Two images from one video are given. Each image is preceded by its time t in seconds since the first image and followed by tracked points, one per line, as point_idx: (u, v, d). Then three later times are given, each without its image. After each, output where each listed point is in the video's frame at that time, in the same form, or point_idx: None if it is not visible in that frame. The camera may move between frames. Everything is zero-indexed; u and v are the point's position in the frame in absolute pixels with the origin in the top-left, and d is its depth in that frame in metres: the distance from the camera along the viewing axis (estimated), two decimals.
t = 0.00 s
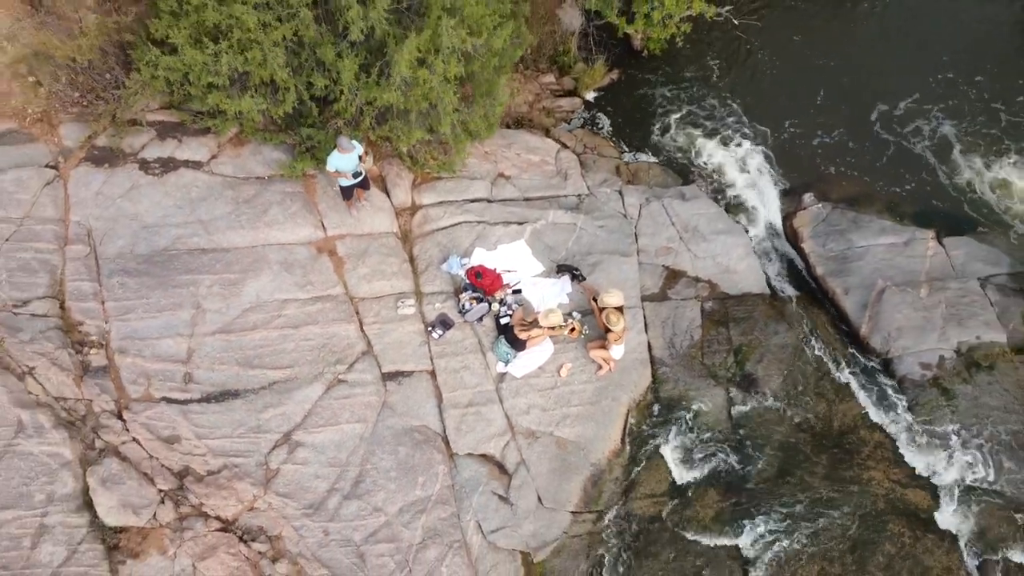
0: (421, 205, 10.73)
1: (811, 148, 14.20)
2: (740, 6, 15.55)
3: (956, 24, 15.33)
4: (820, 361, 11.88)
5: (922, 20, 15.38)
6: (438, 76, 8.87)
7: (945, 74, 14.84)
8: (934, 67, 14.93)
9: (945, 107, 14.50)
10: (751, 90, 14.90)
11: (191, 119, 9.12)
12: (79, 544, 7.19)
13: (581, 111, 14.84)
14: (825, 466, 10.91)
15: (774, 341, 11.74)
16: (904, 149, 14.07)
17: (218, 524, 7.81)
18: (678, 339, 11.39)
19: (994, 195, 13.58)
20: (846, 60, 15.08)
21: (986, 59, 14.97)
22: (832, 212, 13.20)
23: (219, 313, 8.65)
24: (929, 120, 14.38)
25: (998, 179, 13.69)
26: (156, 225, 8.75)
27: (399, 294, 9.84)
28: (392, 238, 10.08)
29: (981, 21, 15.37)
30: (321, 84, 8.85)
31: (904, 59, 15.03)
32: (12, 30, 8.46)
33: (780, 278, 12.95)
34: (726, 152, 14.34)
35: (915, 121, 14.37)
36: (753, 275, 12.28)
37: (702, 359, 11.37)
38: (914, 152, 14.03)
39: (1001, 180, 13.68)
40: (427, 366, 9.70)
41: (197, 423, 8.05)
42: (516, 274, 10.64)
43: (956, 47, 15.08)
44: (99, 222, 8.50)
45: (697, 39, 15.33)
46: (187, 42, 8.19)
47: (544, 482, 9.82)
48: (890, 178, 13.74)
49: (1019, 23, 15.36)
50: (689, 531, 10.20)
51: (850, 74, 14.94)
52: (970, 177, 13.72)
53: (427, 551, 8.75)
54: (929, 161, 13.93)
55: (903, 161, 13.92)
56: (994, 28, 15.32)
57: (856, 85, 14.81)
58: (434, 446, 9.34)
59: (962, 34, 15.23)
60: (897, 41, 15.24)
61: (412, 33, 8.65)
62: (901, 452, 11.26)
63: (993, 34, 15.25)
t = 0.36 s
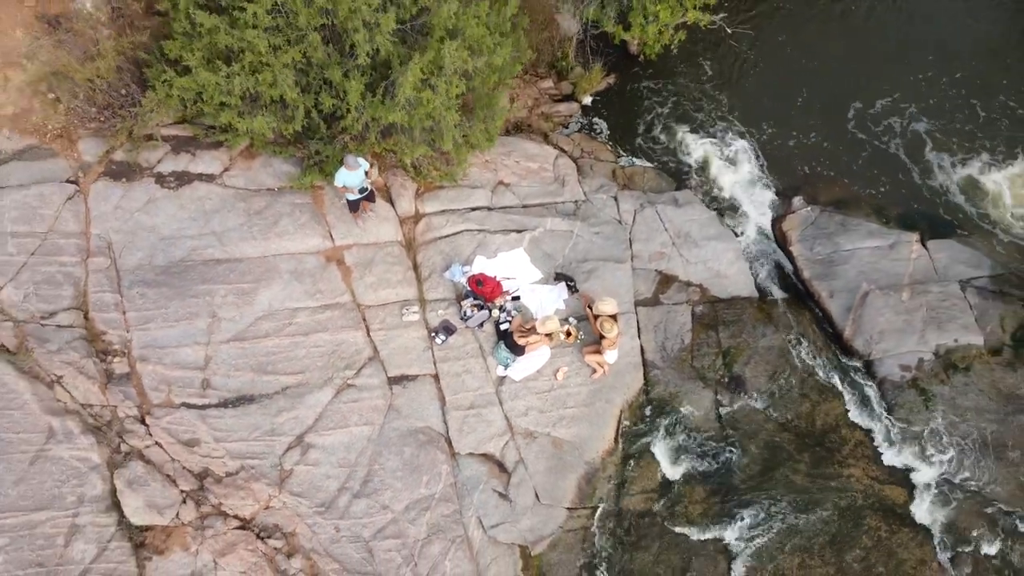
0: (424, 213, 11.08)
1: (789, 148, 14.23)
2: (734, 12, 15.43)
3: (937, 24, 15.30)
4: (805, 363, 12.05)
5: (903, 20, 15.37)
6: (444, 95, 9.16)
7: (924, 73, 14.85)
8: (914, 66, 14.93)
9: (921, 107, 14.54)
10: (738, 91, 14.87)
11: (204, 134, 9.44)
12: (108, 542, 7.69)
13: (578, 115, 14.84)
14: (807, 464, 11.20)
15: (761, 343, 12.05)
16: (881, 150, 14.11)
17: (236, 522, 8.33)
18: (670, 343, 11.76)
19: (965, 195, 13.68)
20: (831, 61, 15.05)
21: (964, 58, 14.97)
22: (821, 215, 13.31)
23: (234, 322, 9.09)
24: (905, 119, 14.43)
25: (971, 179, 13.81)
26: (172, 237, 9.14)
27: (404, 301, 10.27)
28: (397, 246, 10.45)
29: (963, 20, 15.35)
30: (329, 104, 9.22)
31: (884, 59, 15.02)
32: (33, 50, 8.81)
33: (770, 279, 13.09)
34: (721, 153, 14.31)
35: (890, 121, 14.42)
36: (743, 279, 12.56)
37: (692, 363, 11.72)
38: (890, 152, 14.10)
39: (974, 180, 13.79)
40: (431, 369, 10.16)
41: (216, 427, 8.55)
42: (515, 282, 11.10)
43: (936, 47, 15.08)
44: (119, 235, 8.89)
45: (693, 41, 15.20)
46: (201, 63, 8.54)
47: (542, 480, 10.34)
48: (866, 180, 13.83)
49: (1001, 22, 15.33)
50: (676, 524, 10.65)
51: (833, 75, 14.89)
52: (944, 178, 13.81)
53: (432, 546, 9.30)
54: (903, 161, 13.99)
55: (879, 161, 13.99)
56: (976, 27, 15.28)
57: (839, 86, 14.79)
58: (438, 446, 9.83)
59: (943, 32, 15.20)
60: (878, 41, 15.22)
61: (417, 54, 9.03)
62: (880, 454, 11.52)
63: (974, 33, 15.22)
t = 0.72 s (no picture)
0: (428, 218, 11.46)
1: (767, 147, 14.41)
2: (728, 16, 15.25)
3: (929, 16, 15.10)
4: (791, 362, 12.48)
5: (895, 13, 15.19)
6: (448, 110, 9.48)
7: (909, 69, 14.80)
8: (900, 62, 14.86)
9: (901, 104, 14.60)
10: (727, 88, 14.91)
11: (217, 144, 9.77)
12: (135, 536, 8.27)
13: (575, 119, 14.97)
14: (792, 459, 11.67)
15: (749, 342, 12.44)
16: (857, 148, 14.28)
17: (253, 517, 8.87)
18: (662, 344, 12.17)
19: (935, 193, 13.90)
20: (824, 58, 14.95)
21: (952, 53, 14.85)
22: (811, 216, 13.58)
23: (248, 326, 9.53)
24: (884, 116, 14.52)
25: (944, 177, 13.97)
26: (188, 245, 9.53)
27: (408, 305, 10.70)
28: (402, 252, 10.85)
29: (956, 13, 15.12)
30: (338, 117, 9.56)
31: (872, 55, 14.92)
32: (53, 63, 9.14)
33: (759, 279, 13.43)
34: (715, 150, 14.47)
35: (866, 116, 14.53)
36: (733, 280, 12.93)
37: (683, 362, 12.15)
38: (867, 150, 14.26)
39: (947, 178, 13.96)
40: (434, 369, 10.62)
41: (233, 427, 9.05)
42: (515, 285, 11.52)
43: (931, 44, 14.92)
44: (137, 243, 9.29)
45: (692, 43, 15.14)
46: (214, 80, 8.92)
47: (540, 475, 10.83)
48: (842, 180, 14.01)
49: (995, 16, 15.10)
50: (666, 516, 11.20)
51: (820, 72, 14.85)
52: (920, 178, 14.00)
53: (436, 538, 9.87)
54: (878, 160, 14.17)
55: (855, 159, 14.15)
56: (968, 21, 15.08)
57: (824, 83, 14.78)
58: (441, 443, 10.35)
59: (933, 27, 15.04)
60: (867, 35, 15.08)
61: (420, 71, 9.37)
62: (861, 452, 11.97)
63: (965, 27, 15.03)
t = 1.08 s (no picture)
0: (431, 222, 11.78)
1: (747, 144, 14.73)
2: (723, 19, 15.43)
3: (915, 19, 15.43)
4: (778, 359, 12.99)
5: (882, 14, 15.51)
6: (451, 122, 9.74)
7: (892, 68, 15.10)
8: (885, 61, 15.15)
9: (881, 101, 14.89)
10: (722, 88, 15.14)
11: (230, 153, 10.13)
12: (159, 528, 8.79)
13: (575, 119, 15.18)
14: (777, 452, 12.17)
15: (738, 339, 12.87)
16: (832, 143, 14.61)
17: (269, 509, 9.40)
18: (656, 342, 12.55)
19: (906, 188, 14.25)
20: (819, 60, 15.20)
21: (935, 54, 15.14)
22: (801, 216, 14.00)
23: (261, 328, 9.98)
24: (863, 113, 14.82)
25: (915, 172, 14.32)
26: (203, 250, 9.94)
27: (414, 306, 11.13)
28: (407, 255, 11.24)
29: (941, 16, 15.43)
30: (347, 128, 9.86)
31: (856, 54, 15.23)
32: (70, 74, 9.45)
33: (749, 278, 13.87)
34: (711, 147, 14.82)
35: (844, 112, 14.84)
36: (725, 280, 13.29)
37: (675, 360, 12.55)
38: (843, 146, 14.58)
39: (920, 173, 14.30)
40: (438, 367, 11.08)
41: (249, 423, 9.56)
42: (515, 286, 11.89)
43: (918, 44, 15.23)
44: (156, 248, 9.70)
45: (692, 47, 15.32)
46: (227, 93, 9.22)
47: (539, 468, 11.30)
48: (819, 176, 14.36)
49: (981, 20, 15.40)
50: (658, 506, 11.72)
51: (807, 69, 15.14)
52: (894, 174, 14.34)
53: (440, 528, 10.39)
54: (852, 154, 14.51)
55: (834, 158, 14.49)
56: (955, 24, 15.36)
57: (811, 81, 15.07)
58: (445, 438, 10.86)
59: (919, 28, 15.34)
60: (853, 34, 15.39)
61: (425, 84, 9.62)
62: (842, 441, 12.56)
63: (950, 29, 15.32)
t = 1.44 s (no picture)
0: (435, 224, 12.08)
1: (731, 141, 14.91)
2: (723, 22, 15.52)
3: (909, 13, 15.34)
4: (768, 355, 13.27)
5: (875, 8, 15.43)
6: (455, 134, 10.03)
7: (880, 64, 15.10)
8: (873, 57, 15.15)
9: (863, 96, 14.96)
10: (717, 88, 15.22)
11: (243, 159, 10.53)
12: (182, 518, 9.34)
13: (574, 120, 15.29)
14: (765, 444, 12.56)
15: (729, 336, 13.18)
16: (810, 139, 14.75)
17: (284, 500, 9.95)
18: (650, 340, 12.89)
19: (881, 183, 14.38)
20: (817, 60, 15.21)
21: (924, 49, 15.09)
22: (792, 215, 14.12)
23: (275, 328, 10.46)
24: (845, 108, 14.90)
25: (894, 167, 14.43)
26: (218, 254, 10.37)
27: (419, 305, 11.55)
28: (412, 257, 11.67)
29: (934, 11, 15.33)
30: (355, 137, 10.14)
31: (848, 50, 15.22)
32: (89, 83, 9.79)
33: (741, 276, 14.12)
34: (709, 142, 14.93)
35: (826, 106, 14.95)
36: (718, 278, 13.55)
37: (668, 357, 12.90)
38: (820, 141, 14.73)
39: (898, 169, 14.41)
40: (442, 365, 11.55)
41: (265, 419, 10.07)
42: (515, 286, 12.23)
43: (914, 41, 15.16)
44: (173, 252, 10.12)
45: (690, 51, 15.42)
46: (241, 106, 9.58)
47: (538, 460, 11.81)
48: (797, 171, 14.56)
49: (976, 15, 15.28)
50: (651, 495, 12.25)
51: (795, 65, 15.18)
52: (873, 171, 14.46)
53: (444, 517, 10.94)
54: (830, 149, 14.63)
55: (815, 156, 14.61)
56: (948, 19, 15.27)
57: (800, 77, 15.10)
58: (449, 432, 11.38)
59: (910, 23, 15.27)
60: (844, 29, 15.38)
61: (429, 95, 9.91)
62: (826, 435, 12.90)
63: (943, 24, 15.24)
